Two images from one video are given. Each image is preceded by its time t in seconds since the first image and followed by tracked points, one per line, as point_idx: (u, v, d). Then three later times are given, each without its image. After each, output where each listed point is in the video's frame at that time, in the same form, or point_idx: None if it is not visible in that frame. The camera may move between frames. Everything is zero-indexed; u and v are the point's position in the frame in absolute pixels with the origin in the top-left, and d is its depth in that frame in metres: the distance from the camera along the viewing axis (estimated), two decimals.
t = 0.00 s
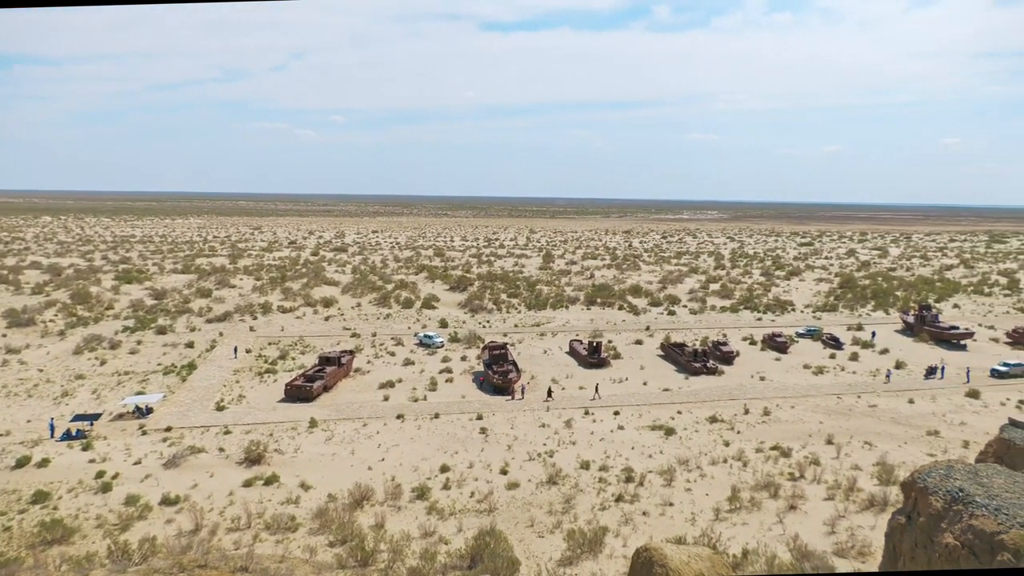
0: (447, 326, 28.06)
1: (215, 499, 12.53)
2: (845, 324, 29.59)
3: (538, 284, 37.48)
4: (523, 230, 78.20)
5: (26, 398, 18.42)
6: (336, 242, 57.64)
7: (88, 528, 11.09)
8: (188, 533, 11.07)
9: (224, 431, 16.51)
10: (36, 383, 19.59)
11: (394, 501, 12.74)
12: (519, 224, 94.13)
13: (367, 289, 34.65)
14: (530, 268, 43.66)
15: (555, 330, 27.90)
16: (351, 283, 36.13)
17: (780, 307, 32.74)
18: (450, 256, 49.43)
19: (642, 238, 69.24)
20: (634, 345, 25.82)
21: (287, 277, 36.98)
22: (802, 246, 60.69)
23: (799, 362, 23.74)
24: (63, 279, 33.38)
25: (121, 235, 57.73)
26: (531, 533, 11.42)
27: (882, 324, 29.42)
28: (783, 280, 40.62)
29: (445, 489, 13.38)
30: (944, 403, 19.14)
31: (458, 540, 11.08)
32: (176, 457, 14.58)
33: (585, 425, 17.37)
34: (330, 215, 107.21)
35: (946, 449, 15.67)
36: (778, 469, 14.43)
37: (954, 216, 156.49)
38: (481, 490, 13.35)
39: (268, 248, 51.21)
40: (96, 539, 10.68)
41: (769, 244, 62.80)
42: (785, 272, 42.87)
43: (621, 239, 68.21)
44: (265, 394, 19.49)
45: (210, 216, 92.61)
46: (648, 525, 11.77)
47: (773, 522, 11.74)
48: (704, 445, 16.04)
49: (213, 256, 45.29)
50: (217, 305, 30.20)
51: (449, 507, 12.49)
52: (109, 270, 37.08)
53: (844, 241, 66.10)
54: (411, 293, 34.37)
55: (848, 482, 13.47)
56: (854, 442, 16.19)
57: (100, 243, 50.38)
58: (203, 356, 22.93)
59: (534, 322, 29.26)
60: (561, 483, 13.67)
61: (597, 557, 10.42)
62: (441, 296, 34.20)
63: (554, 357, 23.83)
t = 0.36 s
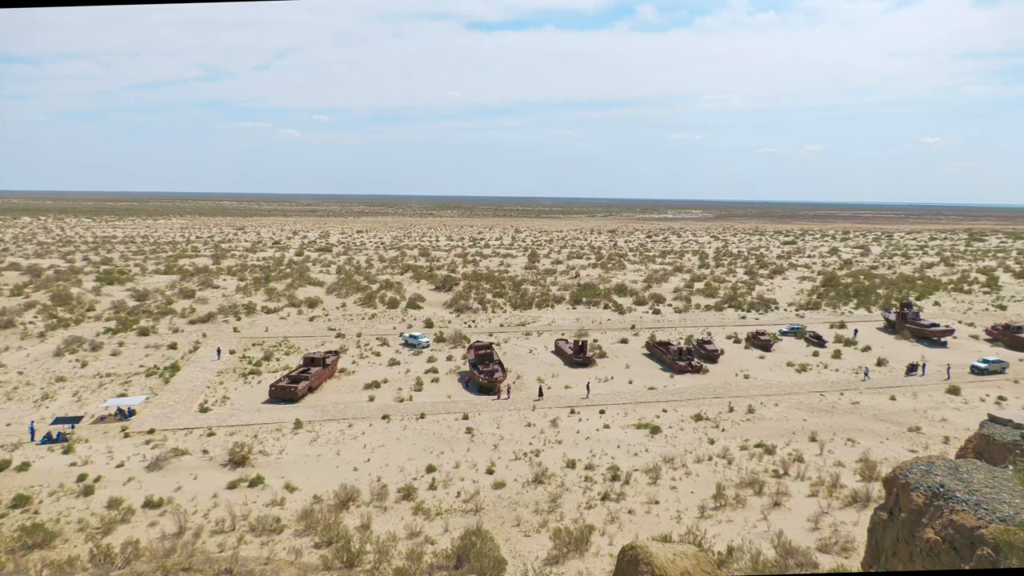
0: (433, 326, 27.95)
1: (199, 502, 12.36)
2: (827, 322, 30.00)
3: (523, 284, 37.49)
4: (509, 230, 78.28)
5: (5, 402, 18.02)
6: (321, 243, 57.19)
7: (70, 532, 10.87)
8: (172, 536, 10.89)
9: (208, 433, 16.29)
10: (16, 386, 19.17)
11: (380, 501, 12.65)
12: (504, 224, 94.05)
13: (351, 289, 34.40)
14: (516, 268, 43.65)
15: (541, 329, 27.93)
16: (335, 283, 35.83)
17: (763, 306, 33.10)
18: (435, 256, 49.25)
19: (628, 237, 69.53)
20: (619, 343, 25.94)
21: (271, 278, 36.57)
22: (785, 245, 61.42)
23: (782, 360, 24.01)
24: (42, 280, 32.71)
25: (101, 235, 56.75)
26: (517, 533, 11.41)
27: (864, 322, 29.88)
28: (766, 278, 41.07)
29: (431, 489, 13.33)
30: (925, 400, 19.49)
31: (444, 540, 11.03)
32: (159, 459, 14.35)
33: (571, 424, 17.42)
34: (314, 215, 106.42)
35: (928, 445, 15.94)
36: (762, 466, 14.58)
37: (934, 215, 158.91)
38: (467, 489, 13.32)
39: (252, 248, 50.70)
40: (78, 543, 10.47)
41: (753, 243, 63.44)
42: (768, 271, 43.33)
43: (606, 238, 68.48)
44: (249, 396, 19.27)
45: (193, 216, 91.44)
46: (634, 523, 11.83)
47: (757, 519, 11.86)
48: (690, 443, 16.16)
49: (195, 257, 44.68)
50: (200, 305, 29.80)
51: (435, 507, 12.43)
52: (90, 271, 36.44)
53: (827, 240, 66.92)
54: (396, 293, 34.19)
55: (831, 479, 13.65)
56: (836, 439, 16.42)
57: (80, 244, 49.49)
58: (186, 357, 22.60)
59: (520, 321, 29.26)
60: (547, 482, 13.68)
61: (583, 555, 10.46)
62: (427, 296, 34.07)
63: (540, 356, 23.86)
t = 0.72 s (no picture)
0: (418, 326, 27.82)
1: (182, 504, 12.17)
2: (810, 320, 30.40)
3: (508, 283, 37.47)
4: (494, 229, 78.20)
5: None
6: (304, 243, 56.71)
7: (49, 536, 10.64)
8: (154, 539, 10.72)
9: (190, 435, 16.05)
10: None
11: (365, 502, 12.57)
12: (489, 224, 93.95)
13: (336, 289, 34.13)
14: (501, 267, 43.63)
15: (527, 329, 27.95)
16: (320, 283, 35.51)
17: (747, 304, 33.44)
18: (420, 256, 49.03)
19: (613, 236, 69.88)
20: (605, 342, 26.06)
21: (254, 278, 36.15)
22: (768, 244, 62.11)
23: (765, 358, 24.29)
24: (20, 281, 31.99)
25: (80, 236, 55.70)
26: (503, 532, 11.40)
27: (845, 320, 30.33)
28: (749, 277, 41.51)
29: (417, 489, 13.27)
30: (906, 397, 19.83)
31: (430, 540, 10.99)
32: (141, 461, 14.11)
33: (556, 423, 17.45)
34: (298, 214, 105.35)
35: (908, 441, 16.21)
36: (746, 464, 14.73)
37: (912, 215, 161.80)
38: (453, 489, 13.28)
39: (235, 248, 50.07)
40: (57, 547, 10.26)
41: (736, 242, 64.03)
42: (752, 270, 43.80)
43: (591, 237, 68.75)
44: (233, 397, 19.03)
45: (174, 216, 90.08)
46: (620, 521, 11.89)
47: (741, 516, 11.98)
48: (674, 441, 16.28)
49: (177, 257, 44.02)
50: (182, 306, 29.38)
51: (421, 507, 12.38)
52: (68, 272, 35.74)
53: (809, 239, 67.76)
54: (381, 292, 33.98)
55: (814, 475, 13.83)
56: (819, 436, 16.64)
57: (58, 244, 48.52)
58: (168, 358, 22.26)
59: (505, 321, 29.25)
60: (533, 481, 13.69)
61: (569, 554, 10.49)
62: (413, 296, 33.91)
63: (526, 356, 23.86)
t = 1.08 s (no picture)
0: (400, 326, 27.66)
1: (161, 507, 11.94)
2: (790, 318, 30.83)
3: (491, 283, 37.42)
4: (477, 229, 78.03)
5: None
6: (285, 242, 56.08)
7: (25, 541, 10.36)
8: (133, 543, 10.50)
9: (170, 437, 15.76)
10: None
11: (348, 503, 12.45)
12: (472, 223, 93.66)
13: (317, 289, 33.78)
14: (485, 267, 43.56)
15: (510, 328, 27.95)
16: (301, 284, 35.12)
17: (728, 303, 33.83)
18: (402, 255, 48.73)
19: (596, 236, 70.18)
20: (587, 342, 26.17)
21: (235, 278, 35.62)
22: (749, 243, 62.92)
23: (746, 356, 24.59)
24: None
25: (55, 236, 54.44)
26: (486, 532, 11.38)
27: (824, 318, 30.83)
28: (730, 276, 41.98)
29: (399, 489, 13.18)
30: (884, 393, 20.22)
31: (413, 541, 10.93)
32: (120, 464, 13.82)
33: (539, 422, 17.47)
34: (279, 214, 104.09)
35: (887, 437, 16.53)
36: (727, 461, 14.90)
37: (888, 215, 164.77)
38: (436, 489, 13.23)
39: (215, 248, 49.33)
40: (33, 552, 9.99)
41: (718, 242, 64.66)
42: (733, 268, 44.30)
43: (575, 237, 68.99)
44: (213, 398, 18.72)
45: (152, 216, 88.50)
46: (603, 519, 11.94)
47: (722, 513, 12.11)
48: (656, 439, 16.40)
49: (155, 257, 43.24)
50: (161, 306, 28.85)
51: (404, 508, 12.30)
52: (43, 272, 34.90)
53: (790, 238, 68.75)
54: (363, 292, 33.72)
55: (794, 472, 14.03)
56: (800, 433, 16.88)
57: (32, 245, 47.38)
58: (147, 360, 21.84)
59: (488, 320, 29.21)
60: (516, 481, 13.69)
61: (552, 553, 10.51)
62: (395, 296, 33.70)
63: (509, 355, 23.85)
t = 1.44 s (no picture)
0: (381, 326, 27.45)
1: (138, 511, 11.68)
2: (768, 317, 31.31)
3: (472, 283, 37.34)
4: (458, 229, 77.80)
5: None
6: (263, 243, 55.33)
7: None
8: (109, 548, 10.25)
9: (147, 440, 15.42)
10: None
11: (328, 505, 12.32)
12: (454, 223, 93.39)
13: (296, 290, 33.38)
14: (465, 267, 43.45)
15: (490, 328, 27.91)
16: (280, 284, 34.66)
17: (707, 301, 34.22)
18: (382, 255, 48.36)
19: (577, 235, 70.48)
20: (568, 341, 26.26)
21: (212, 278, 35.02)
22: (727, 242, 63.76)
23: (725, 354, 24.91)
24: None
25: (24, 236, 52.95)
26: (468, 532, 11.35)
27: (801, 316, 31.35)
28: (709, 275, 42.49)
29: (381, 490, 13.08)
30: (861, 390, 20.64)
31: (394, 542, 10.85)
32: (96, 468, 13.49)
33: (520, 422, 17.47)
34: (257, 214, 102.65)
35: (863, 434, 16.87)
36: (707, 459, 15.07)
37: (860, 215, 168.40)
38: (418, 490, 13.15)
39: (191, 249, 48.47)
40: (5, 559, 9.69)
41: (697, 241, 65.38)
42: (712, 267, 44.82)
43: (556, 236, 69.21)
44: (191, 400, 18.39)
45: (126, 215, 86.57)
46: (584, 518, 11.99)
47: (702, 511, 12.25)
48: (637, 438, 16.51)
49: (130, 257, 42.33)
50: (136, 308, 28.24)
51: (385, 509, 12.20)
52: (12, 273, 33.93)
53: (768, 237, 69.75)
54: (343, 293, 33.39)
55: (773, 469, 14.24)
56: (778, 430, 17.14)
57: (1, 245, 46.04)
58: (123, 362, 21.36)
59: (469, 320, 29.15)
60: (497, 480, 13.67)
61: (534, 552, 10.52)
62: (375, 296, 33.45)
63: (490, 355, 23.82)
